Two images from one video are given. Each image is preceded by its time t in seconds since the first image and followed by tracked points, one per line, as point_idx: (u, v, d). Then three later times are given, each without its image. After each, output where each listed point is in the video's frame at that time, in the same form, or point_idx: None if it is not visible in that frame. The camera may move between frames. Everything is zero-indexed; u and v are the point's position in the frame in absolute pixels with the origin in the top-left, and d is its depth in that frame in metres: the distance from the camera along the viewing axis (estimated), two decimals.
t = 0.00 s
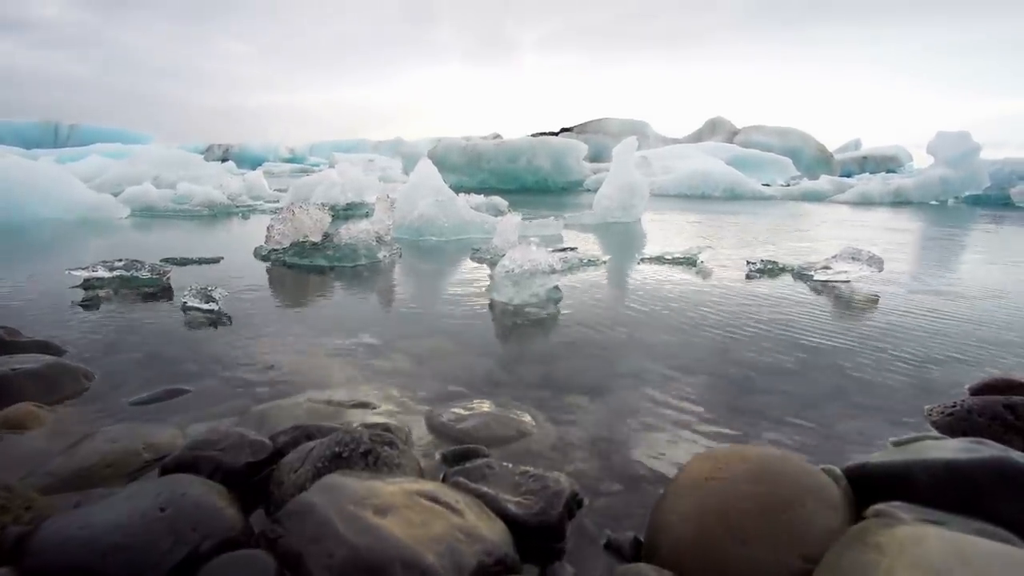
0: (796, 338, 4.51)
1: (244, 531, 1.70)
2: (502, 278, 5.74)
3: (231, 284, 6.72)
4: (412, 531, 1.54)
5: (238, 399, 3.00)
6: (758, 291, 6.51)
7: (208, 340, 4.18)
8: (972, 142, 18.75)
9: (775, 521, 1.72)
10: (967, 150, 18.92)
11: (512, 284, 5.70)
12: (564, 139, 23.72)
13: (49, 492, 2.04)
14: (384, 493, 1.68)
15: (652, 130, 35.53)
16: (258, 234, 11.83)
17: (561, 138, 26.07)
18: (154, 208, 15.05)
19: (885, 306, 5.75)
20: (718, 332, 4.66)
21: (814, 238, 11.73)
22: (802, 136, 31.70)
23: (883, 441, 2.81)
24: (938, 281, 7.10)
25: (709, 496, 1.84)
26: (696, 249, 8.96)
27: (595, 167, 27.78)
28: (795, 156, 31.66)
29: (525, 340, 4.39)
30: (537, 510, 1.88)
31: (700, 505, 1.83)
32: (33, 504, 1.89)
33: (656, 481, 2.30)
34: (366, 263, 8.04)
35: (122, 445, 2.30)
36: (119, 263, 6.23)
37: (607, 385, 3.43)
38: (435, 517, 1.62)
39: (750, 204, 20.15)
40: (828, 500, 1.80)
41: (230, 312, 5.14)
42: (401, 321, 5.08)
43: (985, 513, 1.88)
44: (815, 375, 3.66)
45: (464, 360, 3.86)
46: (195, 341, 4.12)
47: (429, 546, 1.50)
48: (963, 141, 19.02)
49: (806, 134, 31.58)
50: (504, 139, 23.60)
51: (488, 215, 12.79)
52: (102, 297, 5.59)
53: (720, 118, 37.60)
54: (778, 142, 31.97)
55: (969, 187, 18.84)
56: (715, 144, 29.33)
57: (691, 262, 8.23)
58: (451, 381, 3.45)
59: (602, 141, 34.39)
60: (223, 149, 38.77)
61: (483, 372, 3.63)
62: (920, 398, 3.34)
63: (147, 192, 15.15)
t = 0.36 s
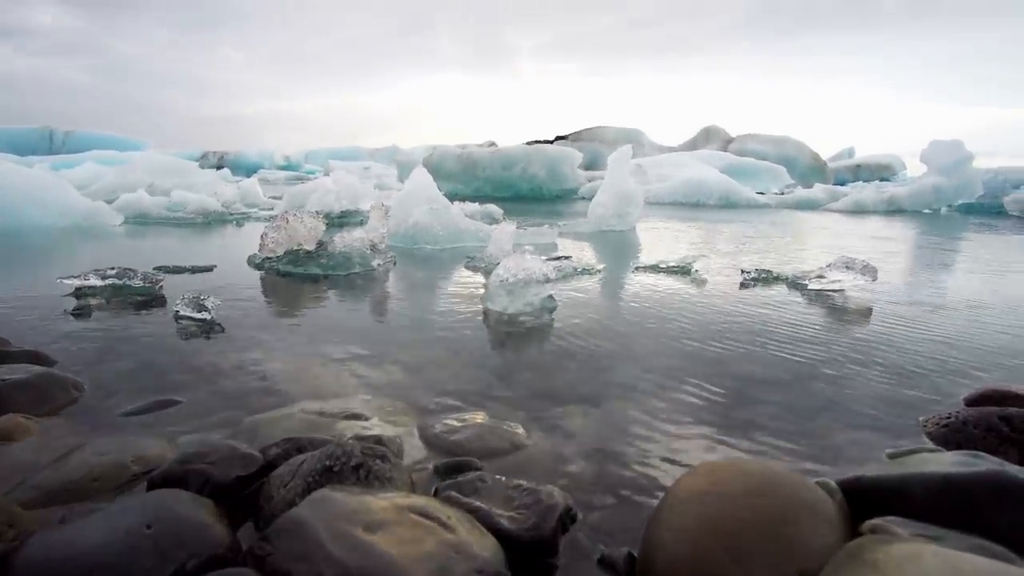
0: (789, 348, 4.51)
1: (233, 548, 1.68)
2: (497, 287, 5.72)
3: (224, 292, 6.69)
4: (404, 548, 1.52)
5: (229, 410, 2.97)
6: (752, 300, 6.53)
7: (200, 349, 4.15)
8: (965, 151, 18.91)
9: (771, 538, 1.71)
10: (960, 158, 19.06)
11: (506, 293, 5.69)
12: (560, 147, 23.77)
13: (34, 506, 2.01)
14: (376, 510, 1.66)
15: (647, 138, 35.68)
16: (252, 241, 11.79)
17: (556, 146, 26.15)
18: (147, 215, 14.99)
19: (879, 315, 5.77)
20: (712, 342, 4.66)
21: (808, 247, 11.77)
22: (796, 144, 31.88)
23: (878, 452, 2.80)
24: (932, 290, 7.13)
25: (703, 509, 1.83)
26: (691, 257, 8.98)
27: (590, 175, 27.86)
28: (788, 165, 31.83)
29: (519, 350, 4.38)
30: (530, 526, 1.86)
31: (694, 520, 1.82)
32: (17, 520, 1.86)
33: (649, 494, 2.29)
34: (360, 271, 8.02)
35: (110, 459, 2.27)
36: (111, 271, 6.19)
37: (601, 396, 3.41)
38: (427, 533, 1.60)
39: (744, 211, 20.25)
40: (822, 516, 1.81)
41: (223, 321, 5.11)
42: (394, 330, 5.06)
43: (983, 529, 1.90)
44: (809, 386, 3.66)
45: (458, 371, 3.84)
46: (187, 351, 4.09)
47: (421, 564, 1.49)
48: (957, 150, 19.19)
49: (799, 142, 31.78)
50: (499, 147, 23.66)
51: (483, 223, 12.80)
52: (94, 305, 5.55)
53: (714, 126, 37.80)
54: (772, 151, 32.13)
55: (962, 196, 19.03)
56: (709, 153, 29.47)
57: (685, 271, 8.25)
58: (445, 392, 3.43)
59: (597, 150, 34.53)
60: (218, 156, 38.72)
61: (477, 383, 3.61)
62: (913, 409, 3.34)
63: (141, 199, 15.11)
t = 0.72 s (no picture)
0: (783, 356, 4.51)
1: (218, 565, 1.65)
2: (491, 295, 5.70)
3: (216, 300, 6.64)
4: (391, 565, 1.49)
5: (218, 422, 2.93)
6: (746, 307, 6.52)
7: (190, 360, 4.10)
8: (954, 159, 19.08)
9: (764, 552, 1.69)
10: (950, 165, 19.20)
11: (501, 301, 5.66)
12: (555, 154, 23.80)
13: (14, 522, 1.97)
14: (365, 525, 1.63)
15: (641, 144, 35.79)
16: (245, 248, 11.74)
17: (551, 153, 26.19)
18: (139, 221, 14.92)
19: (872, 322, 5.77)
20: (706, 350, 4.64)
21: (800, 253, 11.80)
22: (789, 151, 32.05)
23: (873, 461, 2.78)
24: (924, 297, 7.14)
25: (696, 522, 1.81)
26: (685, 264, 8.99)
27: (585, 182, 27.91)
28: (781, 171, 32.00)
29: (512, 359, 4.35)
30: (522, 540, 1.84)
31: (687, 534, 1.80)
32: None
33: (642, 506, 2.26)
34: (354, 278, 7.98)
35: (94, 474, 2.23)
36: (101, 279, 6.14)
37: (594, 406, 3.38)
38: (415, 549, 1.57)
39: (738, 218, 20.33)
40: (817, 528, 1.80)
41: (214, 330, 5.07)
42: (387, 339, 5.02)
43: (976, 540, 1.89)
44: (803, 394, 3.64)
45: (451, 380, 3.81)
46: (177, 362, 4.04)
47: None
48: (946, 157, 19.31)
49: (792, 149, 31.96)
50: (494, 154, 23.69)
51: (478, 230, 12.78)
52: (83, 314, 5.50)
53: (708, 133, 37.99)
54: (765, 157, 32.29)
55: (951, 203, 19.28)
56: (703, 160, 29.59)
57: (680, 278, 8.25)
58: (438, 402, 3.40)
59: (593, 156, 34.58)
60: (213, 162, 38.65)
61: (470, 392, 3.59)
62: (907, 417, 3.32)
63: (134, 206, 15.03)
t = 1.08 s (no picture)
0: (774, 365, 4.49)
1: None
2: (482, 304, 5.65)
3: (204, 310, 6.58)
4: None
5: (202, 437, 2.88)
6: (738, 315, 6.52)
7: (175, 372, 4.05)
8: (941, 167, 19.29)
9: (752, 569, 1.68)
10: (936, 173, 19.38)
11: (492, 310, 5.62)
12: (548, 161, 23.84)
13: None
14: (347, 546, 1.60)
15: (634, 151, 35.92)
16: (236, 255, 11.67)
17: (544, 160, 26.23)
18: (129, 228, 14.83)
19: (862, 330, 5.78)
20: (698, 360, 4.62)
21: (791, 260, 11.85)
22: (779, 158, 32.27)
23: (864, 471, 2.76)
24: (913, 305, 7.17)
25: (684, 540, 1.80)
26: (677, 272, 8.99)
27: (578, 189, 27.96)
28: (772, 179, 32.20)
29: (503, 369, 4.31)
30: (509, 559, 1.81)
31: (675, 552, 1.78)
32: None
33: (633, 521, 2.23)
34: (345, 287, 7.93)
35: (72, 494, 2.18)
36: (85, 289, 6.07)
37: (584, 417, 3.35)
38: (397, 571, 1.54)
39: (729, 225, 20.43)
40: (806, 545, 1.78)
41: (201, 340, 5.02)
42: (376, 349, 4.98)
43: (965, 555, 1.87)
44: (794, 405, 3.62)
45: (440, 392, 3.77)
46: (161, 374, 3.99)
47: None
48: (933, 165, 19.48)
49: (783, 157, 32.16)
50: (487, 161, 23.72)
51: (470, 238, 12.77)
52: (67, 324, 5.43)
53: (700, 140, 38.19)
54: (757, 165, 32.47)
55: (937, 211, 19.55)
56: (695, 167, 29.72)
57: (672, 286, 8.25)
58: (427, 414, 3.36)
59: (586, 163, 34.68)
60: (204, 168, 38.51)
61: (459, 404, 3.55)
62: (897, 427, 3.30)
63: (123, 213, 14.94)
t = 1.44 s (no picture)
0: (764, 373, 4.49)
1: None
2: (472, 313, 5.63)
3: (192, 318, 6.53)
4: None
5: (185, 450, 2.84)
6: (728, 323, 6.53)
7: (160, 383, 4.00)
8: (927, 175, 19.54)
9: None
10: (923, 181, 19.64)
11: (482, 319, 5.60)
12: (540, 169, 23.88)
13: None
14: (328, 561, 1.57)
15: (626, 159, 36.08)
16: (225, 263, 11.60)
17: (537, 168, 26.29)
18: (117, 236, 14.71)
19: (850, 338, 5.81)
20: (689, 367, 4.61)
21: (781, 267, 11.90)
22: (769, 166, 32.52)
23: (853, 479, 2.75)
24: (901, 312, 7.21)
25: (671, 553, 1.79)
26: (668, 280, 9.00)
27: (570, 197, 28.04)
28: (762, 186, 32.44)
29: (492, 378, 4.29)
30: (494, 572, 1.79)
31: (662, 565, 1.77)
32: None
33: (620, 532, 2.21)
34: (335, 295, 7.90)
35: (49, 511, 2.13)
36: (69, 298, 6.01)
37: (573, 426, 3.33)
38: None
39: (720, 233, 20.53)
40: (789, 556, 1.77)
41: (188, 350, 4.97)
42: (365, 357, 4.95)
43: (952, 565, 1.86)
44: (784, 413, 3.61)
45: (428, 401, 3.74)
46: (145, 385, 3.94)
47: None
48: (919, 173, 19.70)
49: (773, 165, 32.40)
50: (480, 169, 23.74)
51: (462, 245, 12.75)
52: (50, 334, 5.37)
53: (691, 148, 38.41)
54: (747, 173, 32.68)
55: (924, 219, 19.82)
56: (686, 174, 29.88)
57: (662, 293, 8.26)
58: (416, 423, 3.33)
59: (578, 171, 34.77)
60: (195, 174, 38.34)
61: (448, 413, 3.52)
62: (886, 434, 3.30)
63: (111, 220, 14.82)
